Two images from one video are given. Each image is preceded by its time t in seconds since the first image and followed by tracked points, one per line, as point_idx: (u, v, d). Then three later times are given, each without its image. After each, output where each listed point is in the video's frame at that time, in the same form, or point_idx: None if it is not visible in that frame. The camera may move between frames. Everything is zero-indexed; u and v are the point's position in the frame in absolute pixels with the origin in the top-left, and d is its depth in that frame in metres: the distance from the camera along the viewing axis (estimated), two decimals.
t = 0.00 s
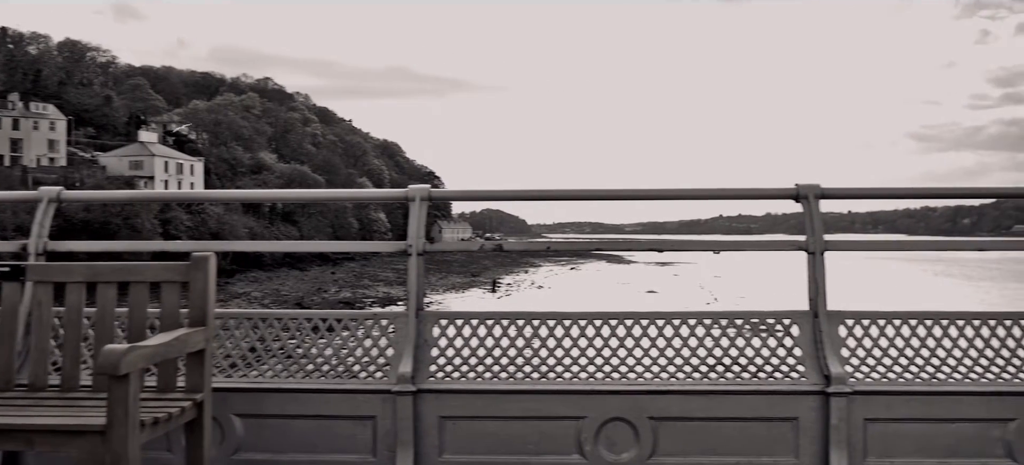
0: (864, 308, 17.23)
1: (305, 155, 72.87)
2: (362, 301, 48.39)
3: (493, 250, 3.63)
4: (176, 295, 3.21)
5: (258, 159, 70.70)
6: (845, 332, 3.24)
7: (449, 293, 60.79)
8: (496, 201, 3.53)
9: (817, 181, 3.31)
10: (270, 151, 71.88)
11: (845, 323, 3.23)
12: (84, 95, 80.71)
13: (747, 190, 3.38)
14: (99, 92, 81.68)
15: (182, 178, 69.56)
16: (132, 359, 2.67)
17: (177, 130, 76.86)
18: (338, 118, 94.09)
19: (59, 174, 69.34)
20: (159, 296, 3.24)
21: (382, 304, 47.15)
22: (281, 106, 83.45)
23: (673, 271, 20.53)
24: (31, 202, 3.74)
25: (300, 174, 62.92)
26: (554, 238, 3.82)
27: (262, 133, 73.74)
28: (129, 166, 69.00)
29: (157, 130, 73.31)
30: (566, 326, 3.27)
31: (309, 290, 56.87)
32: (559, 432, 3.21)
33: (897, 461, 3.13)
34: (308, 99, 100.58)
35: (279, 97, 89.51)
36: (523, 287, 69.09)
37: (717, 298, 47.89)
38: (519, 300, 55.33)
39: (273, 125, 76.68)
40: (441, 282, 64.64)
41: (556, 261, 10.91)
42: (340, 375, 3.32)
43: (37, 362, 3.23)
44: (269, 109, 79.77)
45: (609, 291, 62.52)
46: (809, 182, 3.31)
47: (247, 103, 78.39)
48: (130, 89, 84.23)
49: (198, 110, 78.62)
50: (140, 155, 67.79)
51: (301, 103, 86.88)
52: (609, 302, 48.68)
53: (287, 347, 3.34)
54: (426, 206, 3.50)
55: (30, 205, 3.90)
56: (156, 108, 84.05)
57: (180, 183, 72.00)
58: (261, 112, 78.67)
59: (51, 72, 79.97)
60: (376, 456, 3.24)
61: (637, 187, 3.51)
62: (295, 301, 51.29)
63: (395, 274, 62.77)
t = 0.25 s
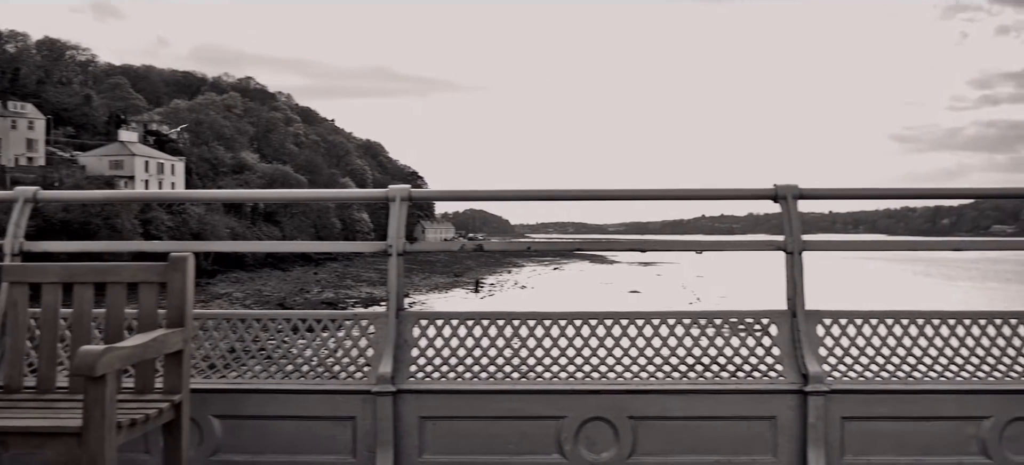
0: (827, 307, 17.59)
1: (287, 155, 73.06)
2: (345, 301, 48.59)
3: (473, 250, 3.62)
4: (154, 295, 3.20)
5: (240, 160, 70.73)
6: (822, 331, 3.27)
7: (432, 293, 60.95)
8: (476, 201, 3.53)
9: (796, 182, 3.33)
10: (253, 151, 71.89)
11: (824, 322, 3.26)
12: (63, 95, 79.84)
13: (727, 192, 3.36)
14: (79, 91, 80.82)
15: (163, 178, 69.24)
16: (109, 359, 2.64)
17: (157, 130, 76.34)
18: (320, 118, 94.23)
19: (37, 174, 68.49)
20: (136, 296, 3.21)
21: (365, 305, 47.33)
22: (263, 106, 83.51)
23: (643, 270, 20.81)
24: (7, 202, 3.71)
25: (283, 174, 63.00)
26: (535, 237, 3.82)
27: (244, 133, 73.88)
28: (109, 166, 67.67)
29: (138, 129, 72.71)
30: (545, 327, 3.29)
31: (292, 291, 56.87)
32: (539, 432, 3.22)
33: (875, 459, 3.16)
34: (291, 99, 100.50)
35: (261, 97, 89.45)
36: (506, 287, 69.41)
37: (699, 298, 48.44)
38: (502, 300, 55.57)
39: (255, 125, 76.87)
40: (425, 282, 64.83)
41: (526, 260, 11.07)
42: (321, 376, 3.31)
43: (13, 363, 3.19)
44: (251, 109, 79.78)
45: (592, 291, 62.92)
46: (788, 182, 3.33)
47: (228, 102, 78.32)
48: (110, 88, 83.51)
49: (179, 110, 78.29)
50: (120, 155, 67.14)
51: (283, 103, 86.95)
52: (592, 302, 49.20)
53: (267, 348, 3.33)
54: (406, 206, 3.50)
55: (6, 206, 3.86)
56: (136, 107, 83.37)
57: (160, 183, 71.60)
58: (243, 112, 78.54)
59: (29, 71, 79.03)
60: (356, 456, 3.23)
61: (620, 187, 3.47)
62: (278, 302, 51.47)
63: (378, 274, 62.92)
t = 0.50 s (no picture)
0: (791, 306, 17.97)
1: (269, 155, 73.26)
2: (328, 302, 48.86)
3: (455, 250, 3.61)
4: (131, 295, 3.17)
5: (222, 159, 70.75)
6: (801, 329, 3.29)
7: (416, 293, 61.12)
8: (456, 201, 3.53)
9: (775, 182, 3.35)
10: (234, 151, 71.86)
11: (802, 321, 3.28)
12: (41, 93, 78.69)
13: (709, 192, 3.37)
14: (57, 89, 79.74)
15: (143, 178, 69.23)
16: (86, 360, 2.61)
17: (138, 129, 76.05)
18: (301, 118, 94.31)
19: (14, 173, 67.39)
20: (114, 297, 3.18)
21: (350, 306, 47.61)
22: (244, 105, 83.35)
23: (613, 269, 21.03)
24: None
25: (266, 174, 63.03)
26: (517, 236, 3.82)
27: (226, 133, 73.95)
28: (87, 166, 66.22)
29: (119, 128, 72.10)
30: (527, 326, 3.29)
31: (274, 291, 56.89)
32: (520, 431, 3.23)
33: (853, 457, 3.18)
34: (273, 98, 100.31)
35: (243, 96, 89.22)
36: (490, 287, 69.63)
37: (682, 298, 48.95)
38: (486, 300, 55.80)
39: (237, 124, 76.97)
40: (408, 282, 64.99)
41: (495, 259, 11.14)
42: (300, 377, 3.31)
43: None
44: (233, 108, 79.75)
45: (575, 290, 63.29)
46: (766, 182, 3.35)
47: (210, 102, 78.15)
48: (89, 87, 82.59)
49: (160, 109, 77.82)
50: (99, 154, 66.39)
51: (265, 103, 86.96)
52: (576, 302, 49.75)
53: (248, 349, 3.32)
54: (388, 205, 3.50)
55: None
56: (117, 106, 82.81)
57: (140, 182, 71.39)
58: (224, 111, 78.33)
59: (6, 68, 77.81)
60: (337, 457, 3.22)
61: (602, 188, 3.48)
62: (260, 303, 51.55)
63: (360, 274, 63.02)
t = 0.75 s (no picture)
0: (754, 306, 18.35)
1: (252, 156, 73.54)
2: (311, 302, 49.10)
3: (435, 250, 3.61)
4: (109, 297, 3.15)
5: (204, 158, 70.76)
6: (780, 329, 3.31)
7: (399, 293, 61.34)
8: (437, 200, 3.53)
9: (754, 182, 3.36)
10: (217, 151, 71.82)
11: (781, 321, 3.31)
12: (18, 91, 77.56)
13: (689, 193, 3.39)
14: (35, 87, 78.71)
15: (123, 178, 68.97)
16: (62, 361, 2.59)
17: (118, 128, 75.52)
18: (284, 118, 94.44)
19: None
20: (92, 298, 3.15)
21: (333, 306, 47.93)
22: (226, 105, 83.31)
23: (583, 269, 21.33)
24: None
25: (248, 173, 63.15)
26: (499, 236, 3.83)
27: (208, 132, 74.09)
28: (68, 165, 66.34)
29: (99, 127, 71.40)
30: (507, 327, 3.31)
31: (256, 291, 56.89)
32: (499, 432, 3.23)
33: (834, 456, 3.20)
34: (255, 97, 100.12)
35: (225, 96, 88.95)
36: (473, 287, 69.80)
37: (664, 298, 49.44)
38: (469, 300, 56.05)
39: (218, 124, 77.16)
40: (391, 283, 65.16)
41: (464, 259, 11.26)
42: (282, 377, 3.30)
43: None
44: (215, 107, 79.84)
45: (558, 290, 63.72)
46: (746, 183, 3.37)
47: (192, 101, 78.10)
48: (69, 86, 81.80)
49: (141, 108, 77.42)
50: (78, 153, 65.44)
51: (247, 102, 87.00)
52: (559, 301, 50.26)
53: (229, 350, 3.32)
54: (368, 206, 3.50)
55: None
56: (97, 105, 82.05)
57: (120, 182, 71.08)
58: (206, 110, 78.07)
59: None
60: (317, 457, 3.21)
61: (584, 188, 3.49)
62: (242, 303, 51.59)
63: (343, 274, 63.14)
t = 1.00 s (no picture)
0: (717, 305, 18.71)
1: (234, 155, 73.66)
2: (294, 302, 49.32)
3: (416, 250, 3.61)
4: (86, 296, 3.13)
5: (185, 157, 70.56)
6: (759, 329, 3.34)
7: (382, 293, 61.51)
8: (421, 200, 3.54)
9: (734, 182, 3.38)
10: (198, 150, 71.58)
11: (760, 321, 3.33)
12: None
13: (669, 193, 3.40)
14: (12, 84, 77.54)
15: (103, 177, 67.23)
16: (38, 361, 2.56)
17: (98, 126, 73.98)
18: (265, 117, 94.41)
19: None
20: (69, 298, 3.12)
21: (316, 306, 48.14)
22: (207, 103, 83.07)
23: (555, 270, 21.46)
24: None
25: (230, 173, 63.07)
26: (481, 236, 3.83)
27: (190, 131, 73.97)
28: (46, 163, 64.59)
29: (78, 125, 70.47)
30: (487, 326, 3.32)
31: (237, 292, 56.72)
32: (480, 431, 3.24)
33: (812, 454, 3.22)
34: (237, 96, 99.74)
35: (207, 94, 88.48)
36: (456, 287, 69.89)
37: (647, 298, 49.90)
38: (453, 300, 56.15)
39: (200, 123, 77.17)
40: (374, 283, 65.17)
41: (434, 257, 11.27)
42: (263, 377, 3.31)
43: None
44: (196, 106, 79.73)
45: (541, 291, 63.94)
46: (726, 183, 3.38)
47: (173, 99, 77.83)
48: (47, 83, 80.79)
49: (120, 106, 76.68)
50: (58, 152, 63.89)
51: (229, 101, 86.86)
52: (541, 301, 50.70)
53: (209, 350, 3.32)
54: (348, 206, 3.50)
55: None
56: (75, 103, 81.06)
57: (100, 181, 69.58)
58: (187, 109, 78.00)
59: None
60: (296, 458, 3.21)
61: (564, 188, 3.51)
62: (224, 304, 51.43)
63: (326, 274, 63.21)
